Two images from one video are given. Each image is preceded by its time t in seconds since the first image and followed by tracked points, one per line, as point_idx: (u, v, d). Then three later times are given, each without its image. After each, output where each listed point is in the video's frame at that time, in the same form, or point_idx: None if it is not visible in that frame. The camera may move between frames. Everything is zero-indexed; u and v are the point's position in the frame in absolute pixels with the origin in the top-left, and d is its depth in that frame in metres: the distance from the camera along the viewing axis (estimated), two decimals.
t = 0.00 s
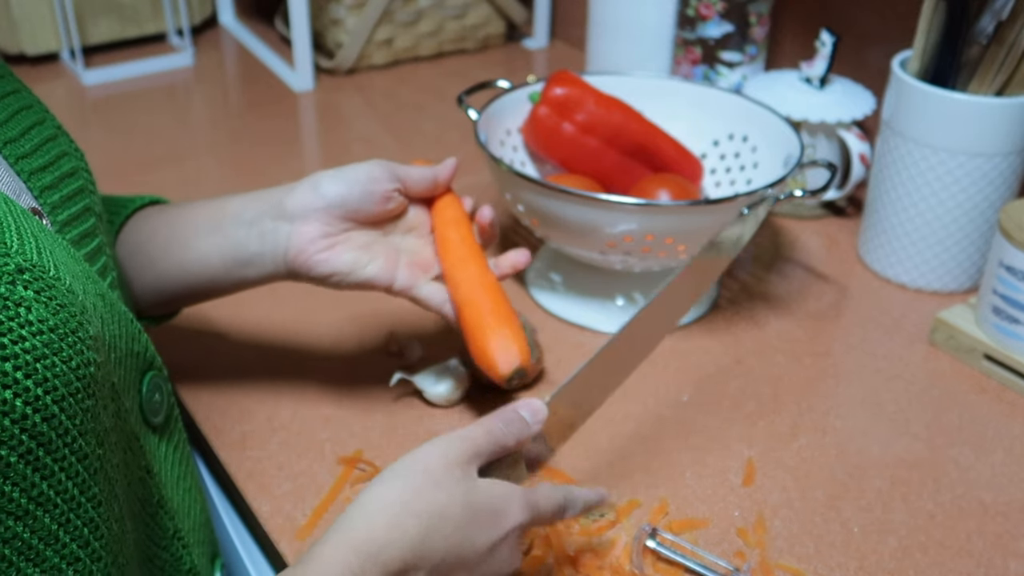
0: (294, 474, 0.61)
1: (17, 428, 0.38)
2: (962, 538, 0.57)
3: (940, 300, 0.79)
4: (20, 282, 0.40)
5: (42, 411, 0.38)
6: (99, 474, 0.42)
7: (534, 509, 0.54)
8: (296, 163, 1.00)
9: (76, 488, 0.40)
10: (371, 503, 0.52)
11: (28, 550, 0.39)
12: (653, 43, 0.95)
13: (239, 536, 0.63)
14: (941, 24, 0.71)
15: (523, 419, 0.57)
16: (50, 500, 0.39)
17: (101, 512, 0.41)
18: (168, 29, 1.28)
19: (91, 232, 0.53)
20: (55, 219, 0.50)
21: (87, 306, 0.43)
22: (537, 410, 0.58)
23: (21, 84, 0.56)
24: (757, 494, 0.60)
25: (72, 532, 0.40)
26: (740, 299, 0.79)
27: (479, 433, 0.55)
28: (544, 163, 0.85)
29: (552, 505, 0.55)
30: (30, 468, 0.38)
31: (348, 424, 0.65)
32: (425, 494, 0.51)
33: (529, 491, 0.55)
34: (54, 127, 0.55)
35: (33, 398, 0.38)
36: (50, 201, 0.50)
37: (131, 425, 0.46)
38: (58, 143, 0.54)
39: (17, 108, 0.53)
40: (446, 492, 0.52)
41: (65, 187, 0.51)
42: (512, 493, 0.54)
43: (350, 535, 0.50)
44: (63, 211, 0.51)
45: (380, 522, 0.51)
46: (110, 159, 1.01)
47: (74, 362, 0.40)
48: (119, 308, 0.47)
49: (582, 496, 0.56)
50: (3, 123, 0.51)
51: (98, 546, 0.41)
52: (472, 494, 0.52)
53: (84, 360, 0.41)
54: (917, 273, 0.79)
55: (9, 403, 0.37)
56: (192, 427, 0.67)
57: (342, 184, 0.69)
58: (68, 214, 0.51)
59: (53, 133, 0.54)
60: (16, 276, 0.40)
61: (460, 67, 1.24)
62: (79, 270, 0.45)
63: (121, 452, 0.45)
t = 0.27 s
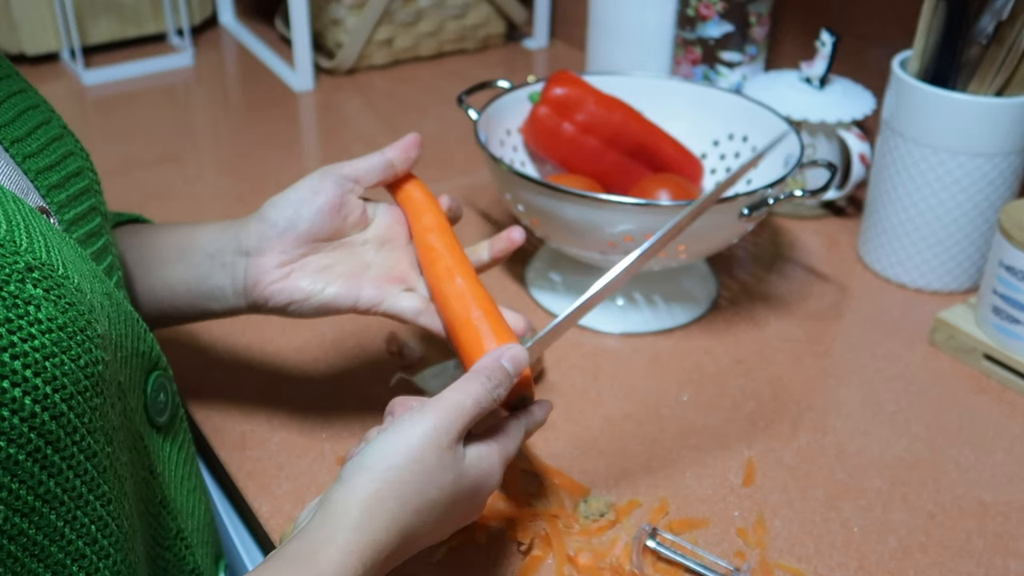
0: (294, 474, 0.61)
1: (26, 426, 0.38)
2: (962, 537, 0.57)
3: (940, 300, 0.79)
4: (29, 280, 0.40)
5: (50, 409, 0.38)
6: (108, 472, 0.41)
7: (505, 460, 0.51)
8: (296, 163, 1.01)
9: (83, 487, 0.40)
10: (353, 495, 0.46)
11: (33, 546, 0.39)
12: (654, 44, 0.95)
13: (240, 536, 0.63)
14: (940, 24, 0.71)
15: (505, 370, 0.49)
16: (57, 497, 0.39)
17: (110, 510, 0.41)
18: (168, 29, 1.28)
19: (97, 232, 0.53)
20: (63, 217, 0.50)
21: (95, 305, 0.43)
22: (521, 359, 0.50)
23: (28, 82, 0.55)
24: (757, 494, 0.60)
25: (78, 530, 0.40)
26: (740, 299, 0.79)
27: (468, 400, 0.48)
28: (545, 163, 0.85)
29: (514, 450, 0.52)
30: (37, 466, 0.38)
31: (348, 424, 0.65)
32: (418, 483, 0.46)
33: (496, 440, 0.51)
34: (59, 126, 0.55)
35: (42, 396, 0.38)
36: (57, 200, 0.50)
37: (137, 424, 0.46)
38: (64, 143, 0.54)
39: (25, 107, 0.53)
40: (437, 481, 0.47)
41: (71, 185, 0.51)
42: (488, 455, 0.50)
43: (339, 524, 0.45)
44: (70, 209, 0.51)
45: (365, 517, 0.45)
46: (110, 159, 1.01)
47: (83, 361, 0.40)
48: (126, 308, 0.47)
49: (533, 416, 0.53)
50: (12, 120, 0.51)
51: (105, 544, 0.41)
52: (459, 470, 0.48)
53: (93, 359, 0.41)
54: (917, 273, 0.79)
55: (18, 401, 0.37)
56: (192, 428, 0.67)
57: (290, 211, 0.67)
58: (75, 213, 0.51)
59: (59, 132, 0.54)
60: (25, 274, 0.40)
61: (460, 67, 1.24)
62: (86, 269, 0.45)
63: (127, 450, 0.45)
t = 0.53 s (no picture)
0: (294, 474, 0.61)
1: (30, 429, 0.37)
2: (961, 537, 0.57)
3: (940, 300, 0.79)
4: (32, 284, 0.40)
5: (54, 412, 0.38)
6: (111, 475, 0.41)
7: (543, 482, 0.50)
8: (296, 163, 1.01)
9: (88, 490, 0.40)
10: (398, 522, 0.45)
11: (38, 551, 0.38)
12: (654, 44, 0.95)
13: (240, 536, 0.63)
14: (940, 25, 0.71)
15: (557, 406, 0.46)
16: (60, 500, 0.39)
17: (113, 513, 0.41)
18: (168, 29, 1.28)
19: (100, 233, 0.53)
20: (66, 220, 0.50)
21: (98, 308, 0.43)
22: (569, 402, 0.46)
23: (30, 83, 0.55)
24: (757, 494, 0.60)
25: (82, 534, 0.40)
26: (740, 299, 0.79)
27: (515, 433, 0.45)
28: (545, 163, 0.85)
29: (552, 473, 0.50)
30: (41, 470, 0.38)
31: (348, 424, 0.65)
32: (460, 515, 0.45)
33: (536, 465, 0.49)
34: (62, 128, 0.54)
35: (45, 400, 0.38)
36: (60, 202, 0.50)
37: (138, 426, 0.46)
38: (67, 145, 0.53)
39: (27, 110, 0.53)
40: (480, 513, 0.46)
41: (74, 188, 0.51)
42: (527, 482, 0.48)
43: (384, 549, 0.44)
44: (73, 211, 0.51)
45: (408, 542, 0.44)
46: (110, 159, 1.01)
47: (86, 364, 0.40)
48: (126, 309, 0.47)
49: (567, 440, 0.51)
50: (14, 123, 0.51)
51: (110, 547, 0.41)
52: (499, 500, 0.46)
53: (96, 362, 0.40)
54: (917, 273, 0.79)
55: (21, 404, 0.37)
56: (192, 428, 0.67)
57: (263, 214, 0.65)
58: (78, 215, 0.51)
59: (62, 134, 0.54)
60: (28, 278, 0.40)
61: (460, 67, 1.24)
62: (88, 271, 0.45)
63: (130, 453, 0.44)
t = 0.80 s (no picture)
0: (294, 474, 0.61)
1: (28, 433, 0.37)
2: (961, 537, 0.57)
3: (940, 299, 0.79)
4: (29, 288, 0.39)
5: (52, 416, 0.38)
6: (108, 479, 0.40)
7: (533, 416, 0.48)
8: (296, 163, 1.01)
9: (85, 493, 0.39)
10: (396, 486, 0.42)
11: (38, 555, 0.38)
12: (653, 44, 0.95)
13: (240, 536, 0.63)
14: (940, 25, 0.71)
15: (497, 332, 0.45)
16: (59, 504, 0.38)
17: (109, 517, 0.40)
18: (168, 29, 1.28)
19: (98, 236, 0.52)
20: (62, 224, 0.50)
21: (97, 311, 0.42)
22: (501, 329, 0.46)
23: (28, 87, 0.55)
24: (757, 494, 0.60)
25: (81, 537, 0.39)
26: (740, 299, 0.79)
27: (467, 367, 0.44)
28: (545, 163, 0.85)
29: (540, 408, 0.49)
30: (39, 473, 0.38)
31: (348, 424, 0.65)
32: (454, 458, 0.43)
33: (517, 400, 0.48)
34: (60, 131, 0.54)
35: (43, 404, 0.38)
36: (57, 206, 0.50)
37: (138, 429, 0.45)
38: (65, 148, 0.53)
39: (26, 113, 0.52)
40: (472, 453, 0.43)
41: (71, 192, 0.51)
42: (513, 413, 0.47)
43: (388, 515, 0.42)
44: (70, 215, 0.51)
45: (411, 501, 0.42)
46: (110, 159, 1.01)
47: (83, 367, 0.39)
48: (124, 312, 0.46)
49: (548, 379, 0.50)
50: (12, 127, 0.50)
51: (107, 551, 0.40)
52: (490, 436, 0.44)
53: (93, 366, 0.40)
54: (917, 273, 0.79)
55: (19, 408, 0.37)
56: (192, 428, 0.67)
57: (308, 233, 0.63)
58: (75, 218, 0.51)
59: (60, 137, 0.54)
60: (26, 281, 0.39)
61: (461, 67, 1.24)
62: (87, 274, 0.44)
63: (129, 457, 0.43)
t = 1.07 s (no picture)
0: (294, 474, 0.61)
1: (28, 437, 0.36)
2: (961, 537, 0.57)
3: (940, 299, 0.79)
4: (29, 292, 0.38)
5: (51, 421, 0.37)
6: (107, 483, 0.40)
7: (460, 353, 0.45)
8: (296, 163, 1.00)
9: (84, 497, 0.38)
10: (309, 441, 0.39)
11: (37, 559, 0.37)
12: (653, 45, 0.96)
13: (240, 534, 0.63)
14: (940, 25, 0.71)
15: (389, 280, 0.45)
16: (59, 509, 0.37)
17: (108, 521, 0.40)
18: (168, 29, 1.28)
19: (100, 239, 0.51)
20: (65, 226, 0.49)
21: (97, 315, 0.41)
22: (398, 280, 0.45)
23: (30, 87, 0.54)
24: (757, 494, 0.60)
25: (80, 542, 0.38)
26: (740, 299, 0.79)
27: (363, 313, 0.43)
28: (545, 163, 0.85)
29: (470, 346, 0.46)
30: (39, 478, 0.37)
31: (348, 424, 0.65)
32: (362, 397, 0.40)
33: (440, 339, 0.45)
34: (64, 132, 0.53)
35: (43, 408, 0.37)
36: (60, 208, 0.49)
37: (139, 431, 0.44)
38: (69, 150, 0.52)
39: (30, 113, 0.51)
40: (383, 388, 0.40)
41: (73, 194, 0.50)
42: (433, 350, 0.44)
43: (303, 471, 0.38)
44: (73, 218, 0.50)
45: (333, 436, 0.38)
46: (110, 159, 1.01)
47: (83, 371, 0.38)
48: (126, 315, 0.46)
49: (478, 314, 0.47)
50: (15, 129, 0.49)
51: (106, 555, 0.40)
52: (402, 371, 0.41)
53: (94, 369, 0.39)
54: (917, 273, 0.79)
55: (18, 412, 0.36)
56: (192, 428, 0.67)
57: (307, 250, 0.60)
58: (78, 221, 0.50)
59: (65, 139, 0.52)
60: (26, 285, 0.38)
61: (460, 67, 1.24)
62: (88, 278, 0.43)
63: (129, 460, 0.43)
